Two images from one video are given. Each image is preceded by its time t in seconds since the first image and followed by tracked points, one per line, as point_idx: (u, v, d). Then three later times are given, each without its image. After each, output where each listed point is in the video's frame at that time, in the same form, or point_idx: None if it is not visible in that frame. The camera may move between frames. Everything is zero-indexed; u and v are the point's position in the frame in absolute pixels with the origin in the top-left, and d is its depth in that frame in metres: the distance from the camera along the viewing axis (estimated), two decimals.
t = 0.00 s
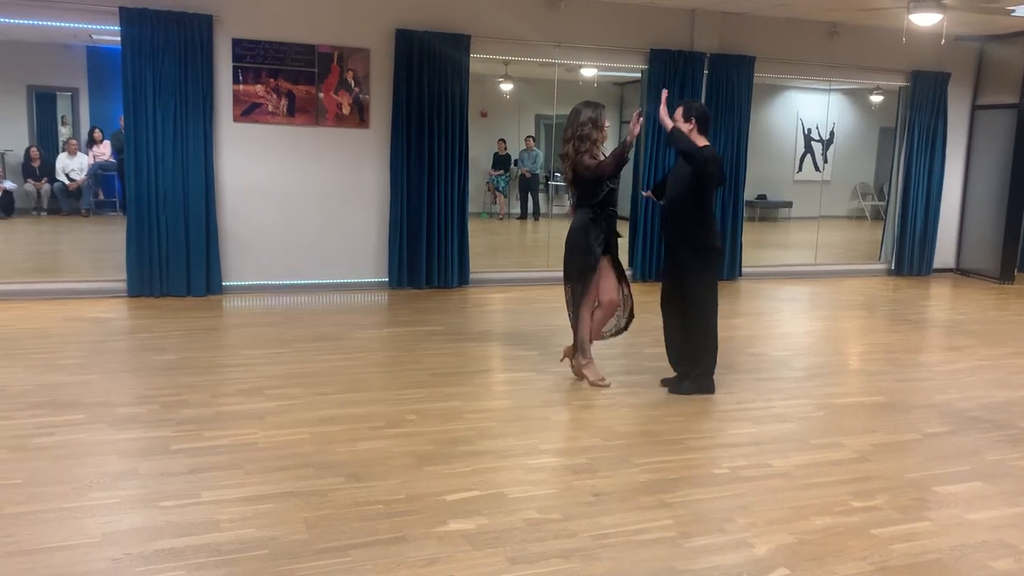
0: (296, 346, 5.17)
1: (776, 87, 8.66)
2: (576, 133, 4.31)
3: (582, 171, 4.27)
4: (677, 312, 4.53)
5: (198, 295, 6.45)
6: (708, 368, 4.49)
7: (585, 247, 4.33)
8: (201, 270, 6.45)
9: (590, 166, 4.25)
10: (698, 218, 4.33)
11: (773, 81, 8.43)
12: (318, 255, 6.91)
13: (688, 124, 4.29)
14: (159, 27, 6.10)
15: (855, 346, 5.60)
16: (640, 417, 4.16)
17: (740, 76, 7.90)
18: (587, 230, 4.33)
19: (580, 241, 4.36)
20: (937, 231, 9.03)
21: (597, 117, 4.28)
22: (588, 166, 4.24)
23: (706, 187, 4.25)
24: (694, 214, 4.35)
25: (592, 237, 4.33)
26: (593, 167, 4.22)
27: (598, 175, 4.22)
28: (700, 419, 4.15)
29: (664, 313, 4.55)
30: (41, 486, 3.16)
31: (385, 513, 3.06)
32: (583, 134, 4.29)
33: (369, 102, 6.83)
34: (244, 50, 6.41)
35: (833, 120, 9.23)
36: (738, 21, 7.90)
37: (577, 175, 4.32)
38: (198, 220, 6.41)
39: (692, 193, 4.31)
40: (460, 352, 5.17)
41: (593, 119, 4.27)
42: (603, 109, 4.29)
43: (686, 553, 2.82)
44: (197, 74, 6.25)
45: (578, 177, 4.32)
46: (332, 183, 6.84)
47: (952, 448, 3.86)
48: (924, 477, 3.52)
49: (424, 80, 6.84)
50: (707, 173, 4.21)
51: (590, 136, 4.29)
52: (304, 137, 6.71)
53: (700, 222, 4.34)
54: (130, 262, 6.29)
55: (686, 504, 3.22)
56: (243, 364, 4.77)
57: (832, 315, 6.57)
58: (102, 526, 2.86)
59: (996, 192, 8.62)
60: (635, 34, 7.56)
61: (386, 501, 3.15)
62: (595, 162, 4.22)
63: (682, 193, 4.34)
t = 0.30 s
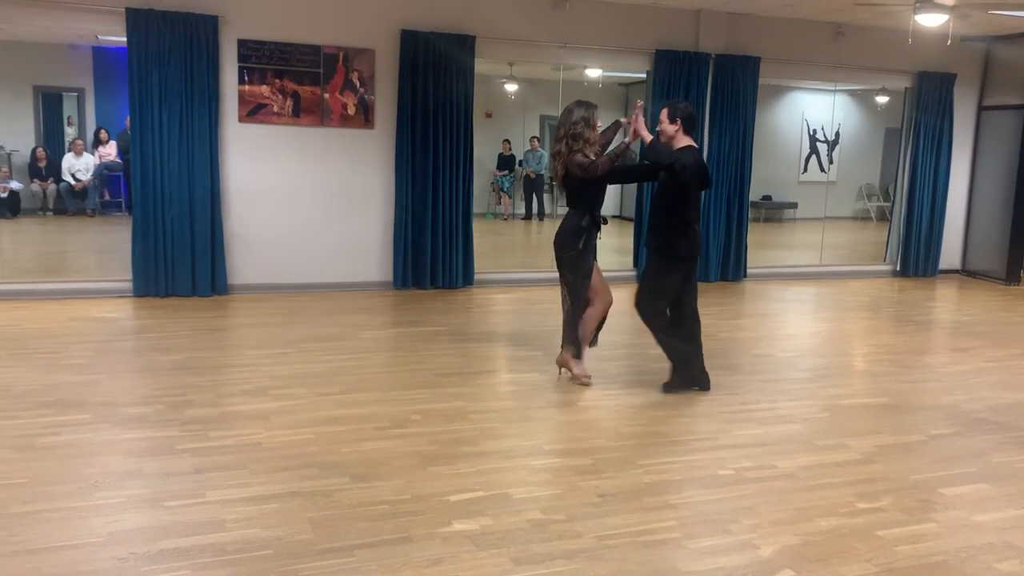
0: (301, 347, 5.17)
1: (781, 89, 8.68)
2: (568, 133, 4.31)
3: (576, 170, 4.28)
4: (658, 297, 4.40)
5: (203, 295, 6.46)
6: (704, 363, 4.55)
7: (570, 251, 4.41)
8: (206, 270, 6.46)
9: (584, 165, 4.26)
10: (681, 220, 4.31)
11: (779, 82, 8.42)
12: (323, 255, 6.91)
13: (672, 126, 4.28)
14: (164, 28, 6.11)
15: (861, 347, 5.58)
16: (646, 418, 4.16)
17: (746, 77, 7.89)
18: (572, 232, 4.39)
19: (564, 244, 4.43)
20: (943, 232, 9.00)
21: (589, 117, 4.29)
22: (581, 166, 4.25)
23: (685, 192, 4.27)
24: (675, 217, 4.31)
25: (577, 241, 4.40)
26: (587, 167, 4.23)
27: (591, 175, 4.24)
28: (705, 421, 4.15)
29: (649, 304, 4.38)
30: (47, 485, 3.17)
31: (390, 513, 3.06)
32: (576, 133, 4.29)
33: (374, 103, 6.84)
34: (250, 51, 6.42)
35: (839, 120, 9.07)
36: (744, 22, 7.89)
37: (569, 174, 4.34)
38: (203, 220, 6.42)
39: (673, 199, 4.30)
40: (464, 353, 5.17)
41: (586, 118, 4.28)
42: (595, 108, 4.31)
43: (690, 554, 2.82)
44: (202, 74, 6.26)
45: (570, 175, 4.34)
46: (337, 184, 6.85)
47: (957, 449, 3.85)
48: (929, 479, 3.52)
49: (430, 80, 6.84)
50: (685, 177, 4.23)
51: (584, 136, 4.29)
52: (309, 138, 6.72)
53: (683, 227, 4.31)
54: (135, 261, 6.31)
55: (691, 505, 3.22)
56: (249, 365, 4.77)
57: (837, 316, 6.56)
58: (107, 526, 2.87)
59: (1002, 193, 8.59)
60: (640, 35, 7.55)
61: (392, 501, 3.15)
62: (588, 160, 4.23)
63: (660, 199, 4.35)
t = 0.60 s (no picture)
0: (315, 347, 5.19)
1: (795, 90, 8.67)
2: (559, 137, 4.30)
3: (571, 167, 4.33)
4: (627, 300, 4.44)
5: (218, 296, 6.50)
6: (713, 360, 4.49)
7: (566, 259, 4.43)
8: (221, 271, 6.49)
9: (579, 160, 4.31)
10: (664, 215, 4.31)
11: (793, 83, 8.39)
12: (337, 256, 6.93)
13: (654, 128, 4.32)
14: (181, 30, 6.15)
15: (875, 349, 5.55)
16: (659, 419, 4.15)
17: (760, 78, 7.87)
18: (568, 240, 4.41)
19: (556, 251, 4.45)
20: (959, 234, 8.94)
21: (576, 120, 4.30)
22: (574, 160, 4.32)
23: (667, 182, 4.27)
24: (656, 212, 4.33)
25: (572, 251, 4.43)
26: (581, 157, 4.29)
27: (588, 162, 4.30)
28: (718, 422, 4.14)
29: (610, 310, 4.45)
30: (64, 484, 3.19)
31: (403, 513, 3.06)
32: (567, 138, 4.29)
33: (388, 104, 6.86)
34: (264, 53, 6.45)
35: (853, 122, 9.07)
36: (758, 23, 7.87)
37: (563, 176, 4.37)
38: (218, 221, 6.45)
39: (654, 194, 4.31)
40: (477, 354, 5.18)
41: (574, 122, 4.29)
42: (581, 112, 4.32)
43: (703, 556, 2.81)
44: (218, 76, 6.29)
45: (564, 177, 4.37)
46: (351, 185, 6.87)
47: (974, 452, 3.83)
48: (945, 482, 3.49)
49: (443, 82, 6.86)
50: (666, 173, 4.25)
51: (575, 139, 4.30)
52: (323, 140, 6.75)
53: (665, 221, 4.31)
54: (150, 262, 6.35)
55: (704, 507, 3.21)
56: (263, 365, 4.79)
57: (851, 318, 6.53)
58: (123, 525, 2.89)
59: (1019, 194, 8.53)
60: (653, 36, 7.54)
61: (405, 502, 3.16)
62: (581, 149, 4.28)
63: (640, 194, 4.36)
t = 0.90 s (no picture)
0: (334, 348, 5.21)
1: (815, 91, 8.63)
2: (543, 135, 4.38)
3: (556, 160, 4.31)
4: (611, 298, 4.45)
5: (239, 297, 6.54)
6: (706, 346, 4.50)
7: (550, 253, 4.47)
8: (241, 272, 6.54)
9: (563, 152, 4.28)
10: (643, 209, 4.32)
11: (812, 84, 8.34)
12: (356, 257, 6.96)
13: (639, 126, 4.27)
14: (202, 34, 6.20)
15: (896, 351, 5.51)
16: (678, 422, 4.14)
17: (780, 79, 7.83)
18: (550, 231, 4.43)
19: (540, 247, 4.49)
20: (982, 236, 8.86)
21: (561, 117, 4.36)
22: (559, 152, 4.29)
23: (650, 178, 4.27)
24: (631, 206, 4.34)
25: (556, 243, 4.45)
26: (566, 148, 4.26)
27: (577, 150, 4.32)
28: (738, 425, 4.12)
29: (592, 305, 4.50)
30: (87, 483, 3.23)
31: (423, 514, 3.07)
32: (553, 134, 4.35)
33: (406, 106, 6.89)
34: (285, 56, 6.50)
35: (874, 122, 9.06)
36: (777, 24, 7.83)
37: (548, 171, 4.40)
38: (239, 223, 6.50)
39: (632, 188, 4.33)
40: (495, 355, 5.18)
41: (560, 118, 4.35)
42: (565, 109, 4.38)
43: (723, 559, 2.80)
44: (238, 80, 6.34)
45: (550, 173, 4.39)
46: (370, 187, 6.90)
47: (997, 457, 3.79)
48: (968, 486, 3.46)
49: (462, 84, 6.87)
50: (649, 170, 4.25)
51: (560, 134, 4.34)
52: (342, 142, 6.78)
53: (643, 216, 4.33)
54: (172, 263, 6.40)
55: (724, 510, 3.19)
56: (282, 365, 4.83)
57: (872, 320, 6.48)
58: (146, 524, 2.91)
59: None
60: (671, 37, 7.52)
61: (425, 503, 3.17)
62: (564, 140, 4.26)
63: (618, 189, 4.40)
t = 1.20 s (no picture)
0: (355, 349, 5.24)
1: (839, 92, 8.58)
2: (541, 140, 4.43)
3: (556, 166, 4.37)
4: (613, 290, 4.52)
5: (261, 298, 6.59)
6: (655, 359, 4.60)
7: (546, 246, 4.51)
8: (264, 273, 6.59)
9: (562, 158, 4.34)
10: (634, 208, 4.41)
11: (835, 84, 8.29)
12: (377, 258, 7.00)
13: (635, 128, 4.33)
14: (225, 37, 6.25)
15: (921, 355, 5.46)
16: (699, 425, 4.12)
17: (802, 81, 7.78)
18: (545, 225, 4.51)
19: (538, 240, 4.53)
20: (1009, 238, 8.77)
21: (559, 122, 4.40)
22: (559, 158, 4.35)
23: (643, 179, 4.36)
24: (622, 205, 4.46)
25: (552, 237, 4.50)
26: (565, 155, 4.32)
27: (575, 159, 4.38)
28: (760, 429, 4.09)
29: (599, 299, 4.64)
30: (111, 482, 3.26)
31: (443, 516, 3.08)
32: (550, 139, 4.40)
33: (427, 108, 6.92)
34: (307, 58, 6.54)
35: (898, 124, 9.04)
36: (800, 25, 7.78)
37: (547, 175, 4.47)
38: (262, 224, 6.54)
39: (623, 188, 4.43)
40: (515, 356, 5.19)
41: (558, 125, 4.39)
42: (563, 115, 4.43)
43: (745, 563, 2.79)
44: (261, 82, 6.38)
45: (549, 178, 4.47)
46: (391, 188, 6.93)
47: None
48: (995, 492, 3.42)
49: (483, 85, 6.88)
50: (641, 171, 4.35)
51: (558, 139, 4.40)
52: (364, 144, 6.82)
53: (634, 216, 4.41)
54: (196, 264, 6.46)
55: (746, 514, 3.18)
56: (305, 366, 4.86)
57: (895, 323, 6.42)
58: (169, 523, 2.94)
59: None
60: (692, 38, 7.50)
61: (445, 504, 3.17)
62: (564, 147, 4.32)
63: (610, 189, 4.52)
